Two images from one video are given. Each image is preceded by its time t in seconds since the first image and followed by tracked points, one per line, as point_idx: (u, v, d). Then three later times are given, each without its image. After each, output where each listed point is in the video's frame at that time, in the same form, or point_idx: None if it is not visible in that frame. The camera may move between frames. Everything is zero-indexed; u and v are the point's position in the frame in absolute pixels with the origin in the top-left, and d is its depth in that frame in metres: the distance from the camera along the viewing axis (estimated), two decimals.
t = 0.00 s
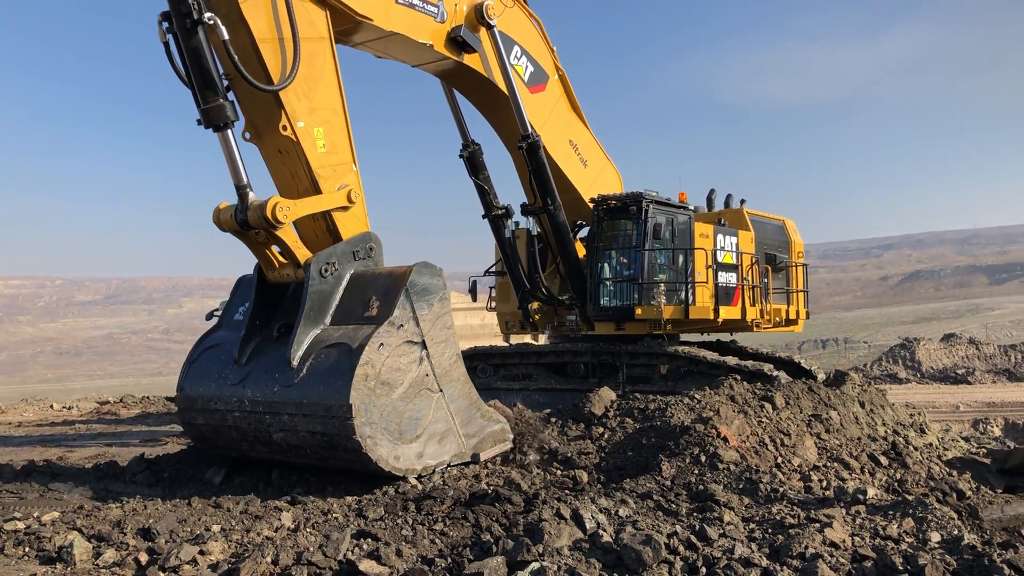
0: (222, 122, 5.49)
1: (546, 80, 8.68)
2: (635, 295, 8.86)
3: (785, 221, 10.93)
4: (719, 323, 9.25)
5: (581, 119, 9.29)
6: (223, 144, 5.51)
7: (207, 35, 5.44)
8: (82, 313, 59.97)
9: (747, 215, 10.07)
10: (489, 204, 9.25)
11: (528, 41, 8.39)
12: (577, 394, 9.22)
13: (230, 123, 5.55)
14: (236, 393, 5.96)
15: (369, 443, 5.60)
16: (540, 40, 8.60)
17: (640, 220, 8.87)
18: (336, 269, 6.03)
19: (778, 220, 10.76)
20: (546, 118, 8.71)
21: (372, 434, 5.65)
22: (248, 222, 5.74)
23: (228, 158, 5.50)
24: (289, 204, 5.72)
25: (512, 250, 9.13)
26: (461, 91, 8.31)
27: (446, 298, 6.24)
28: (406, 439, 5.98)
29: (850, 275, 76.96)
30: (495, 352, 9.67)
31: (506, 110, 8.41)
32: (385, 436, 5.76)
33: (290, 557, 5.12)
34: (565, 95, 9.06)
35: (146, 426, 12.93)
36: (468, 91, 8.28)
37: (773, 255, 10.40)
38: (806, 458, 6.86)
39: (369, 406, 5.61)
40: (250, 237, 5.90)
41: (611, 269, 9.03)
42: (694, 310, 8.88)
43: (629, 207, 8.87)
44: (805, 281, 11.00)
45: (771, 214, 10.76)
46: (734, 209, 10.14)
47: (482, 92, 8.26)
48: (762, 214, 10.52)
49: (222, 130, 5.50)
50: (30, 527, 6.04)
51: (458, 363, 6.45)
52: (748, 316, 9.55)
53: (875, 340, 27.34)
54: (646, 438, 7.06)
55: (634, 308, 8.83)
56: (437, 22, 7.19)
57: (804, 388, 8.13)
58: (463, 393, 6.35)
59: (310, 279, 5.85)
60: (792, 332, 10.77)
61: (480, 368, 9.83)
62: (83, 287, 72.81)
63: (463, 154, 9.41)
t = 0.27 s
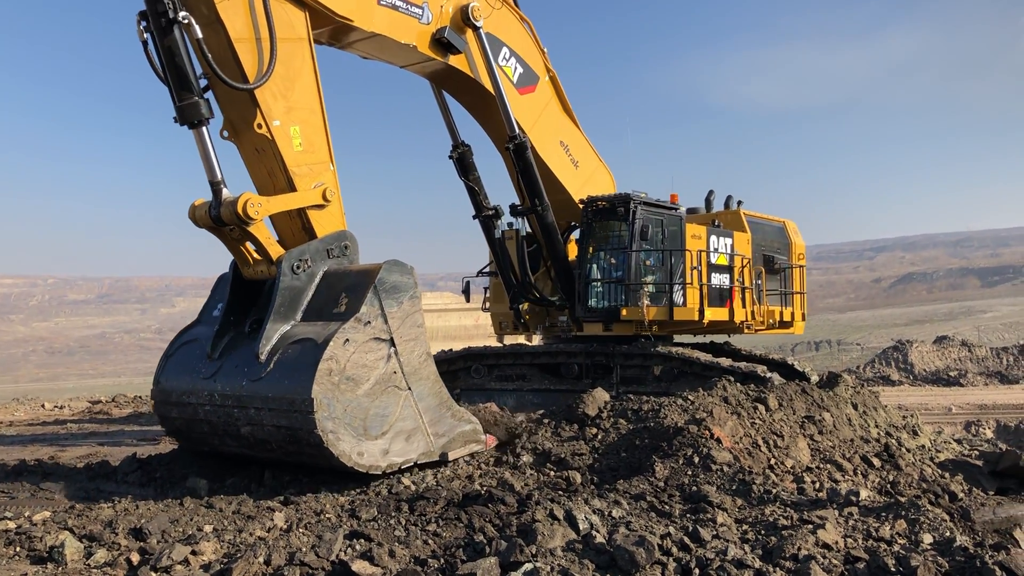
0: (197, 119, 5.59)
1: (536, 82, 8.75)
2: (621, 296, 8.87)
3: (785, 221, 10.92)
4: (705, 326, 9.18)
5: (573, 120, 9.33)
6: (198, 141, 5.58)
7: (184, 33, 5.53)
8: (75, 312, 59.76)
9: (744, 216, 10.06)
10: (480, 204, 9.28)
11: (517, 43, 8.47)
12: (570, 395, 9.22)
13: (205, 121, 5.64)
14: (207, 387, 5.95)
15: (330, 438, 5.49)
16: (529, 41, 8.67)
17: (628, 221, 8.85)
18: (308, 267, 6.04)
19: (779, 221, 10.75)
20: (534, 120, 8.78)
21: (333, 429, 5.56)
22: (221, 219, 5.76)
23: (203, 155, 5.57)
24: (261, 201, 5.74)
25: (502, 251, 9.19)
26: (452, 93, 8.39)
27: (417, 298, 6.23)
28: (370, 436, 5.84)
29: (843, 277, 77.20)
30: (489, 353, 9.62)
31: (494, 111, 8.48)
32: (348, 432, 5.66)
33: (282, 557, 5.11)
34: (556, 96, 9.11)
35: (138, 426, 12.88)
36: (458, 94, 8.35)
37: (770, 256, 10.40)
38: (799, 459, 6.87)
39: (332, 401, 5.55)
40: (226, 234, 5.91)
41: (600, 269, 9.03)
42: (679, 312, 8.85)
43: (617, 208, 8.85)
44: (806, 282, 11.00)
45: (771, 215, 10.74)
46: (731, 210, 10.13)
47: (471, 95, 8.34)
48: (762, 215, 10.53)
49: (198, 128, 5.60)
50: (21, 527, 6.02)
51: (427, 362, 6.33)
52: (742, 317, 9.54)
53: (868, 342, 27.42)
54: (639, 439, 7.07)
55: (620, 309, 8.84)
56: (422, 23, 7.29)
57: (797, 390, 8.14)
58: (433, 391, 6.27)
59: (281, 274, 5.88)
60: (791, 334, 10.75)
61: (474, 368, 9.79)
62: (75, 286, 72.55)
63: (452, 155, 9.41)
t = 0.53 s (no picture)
0: (169, 105, 5.64)
1: (531, 82, 8.80)
2: (612, 296, 8.86)
3: (791, 221, 10.88)
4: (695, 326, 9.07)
5: (570, 120, 9.34)
6: (169, 127, 5.66)
7: (160, 21, 5.63)
8: (73, 310, 59.72)
9: (746, 215, 10.04)
10: (476, 204, 9.30)
11: (510, 42, 8.54)
12: (570, 396, 9.22)
13: (177, 108, 5.71)
14: (154, 368, 5.89)
15: (259, 419, 5.33)
16: (524, 41, 8.73)
17: (620, 222, 8.87)
18: (270, 256, 5.99)
19: (784, 221, 10.69)
20: (529, 118, 8.83)
21: (264, 410, 5.37)
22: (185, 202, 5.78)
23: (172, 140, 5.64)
24: (224, 184, 5.78)
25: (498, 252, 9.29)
26: (446, 94, 8.49)
27: (374, 297, 6.11)
28: (303, 427, 5.61)
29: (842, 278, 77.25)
30: (488, 353, 9.59)
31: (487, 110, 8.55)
32: (279, 417, 5.47)
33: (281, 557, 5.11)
34: (553, 96, 9.14)
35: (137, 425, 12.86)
36: (454, 94, 8.43)
37: (774, 256, 10.37)
38: (798, 460, 6.87)
39: (265, 381, 5.40)
40: (194, 220, 5.90)
41: (593, 269, 9.03)
42: (668, 313, 8.80)
43: (609, 208, 8.88)
44: (812, 282, 10.94)
45: (777, 215, 10.70)
46: (733, 210, 10.11)
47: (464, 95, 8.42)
48: (767, 215, 10.51)
49: (169, 114, 5.67)
50: (20, 526, 6.02)
51: (377, 364, 6.13)
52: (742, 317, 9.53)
53: (867, 342, 27.44)
54: (638, 439, 7.08)
55: (610, 310, 8.82)
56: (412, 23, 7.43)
57: (796, 390, 8.14)
58: (380, 393, 6.02)
59: (240, 258, 5.82)
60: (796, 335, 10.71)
61: (473, 368, 9.74)
62: (74, 284, 72.50)
63: (447, 155, 9.41)
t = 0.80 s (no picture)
0: (156, 95, 5.65)
1: (534, 82, 8.85)
2: (612, 297, 8.80)
3: (807, 221, 10.72)
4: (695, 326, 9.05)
5: (576, 121, 9.33)
6: (155, 118, 5.68)
7: (152, 14, 5.68)
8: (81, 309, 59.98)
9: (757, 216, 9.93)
10: (480, 204, 9.33)
11: (513, 43, 8.62)
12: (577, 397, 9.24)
13: (165, 100, 5.71)
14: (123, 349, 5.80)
15: (210, 400, 5.21)
16: (528, 42, 8.79)
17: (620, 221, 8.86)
18: (246, 248, 5.88)
19: (800, 221, 10.56)
20: (532, 118, 8.86)
21: (215, 392, 5.25)
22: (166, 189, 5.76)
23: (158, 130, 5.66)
24: (203, 171, 5.74)
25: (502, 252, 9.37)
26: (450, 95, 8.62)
27: (344, 295, 6.01)
28: (256, 416, 5.45)
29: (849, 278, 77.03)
30: (495, 353, 9.60)
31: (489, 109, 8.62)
32: (231, 400, 5.33)
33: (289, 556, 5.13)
34: (558, 97, 9.15)
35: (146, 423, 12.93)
36: (456, 95, 8.55)
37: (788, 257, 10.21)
38: (806, 461, 6.86)
39: (219, 363, 5.28)
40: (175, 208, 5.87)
41: (595, 270, 8.99)
42: (667, 314, 8.79)
43: (610, 208, 8.88)
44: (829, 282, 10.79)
45: (792, 215, 10.57)
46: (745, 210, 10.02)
47: (466, 94, 8.51)
48: (782, 215, 10.37)
49: (156, 105, 5.67)
50: (30, 523, 6.06)
51: (343, 363, 5.98)
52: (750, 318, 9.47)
53: (875, 343, 27.35)
54: (646, 439, 7.07)
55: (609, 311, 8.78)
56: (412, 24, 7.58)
57: (804, 391, 8.12)
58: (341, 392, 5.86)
59: (215, 245, 5.73)
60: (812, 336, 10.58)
61: (480, 368, 9.75)
62: (82, 283, 72.81)
63: (451, 156, 9.43)
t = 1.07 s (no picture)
0: (156, 87, 5.67)
1: (545, 82, 8.85)
2: (620, 298, 8.79)
3: (828, 221, 10.52)
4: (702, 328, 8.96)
5: (588, 122, 9.29)
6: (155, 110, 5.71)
7: (156, 8, 5.70)
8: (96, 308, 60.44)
9: (775, 216, 9.75)
10: (491, 205, 9.33)
11: (523, 43, 8.63)
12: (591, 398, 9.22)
13: (165, 92, 5.74)
14: (104, 325, 5.73)
15: (175, 373, 5.09)
16: (539, 43, 8.80)
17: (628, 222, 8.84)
18: (238, 237, 5.85)
19: (820, 221, 10.38)
20: (543, 118, 8.87)
21: (183, 367, 5.15)
22: (162, 175, 5.73)
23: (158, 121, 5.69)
24: (199, 158, 5.73)
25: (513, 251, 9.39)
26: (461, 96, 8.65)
27: (326, 289, 5.97)
28: (223, 397, 5.33)
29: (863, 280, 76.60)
30: (508, 354, 9.60)
31: (498, 109, 8.64)
32: (198, 378, 5.23)
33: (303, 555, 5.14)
34: (570, 98, 9.14)
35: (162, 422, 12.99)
36: (467, 95, 8.58)
37: (807, 258, 10.02)
38: (821, 464, 6.82)
39: (190, 338, 5.20)
40: (170, 196, 5.81)
41: (604, 270, 9.00)
42: (671, 315, 8.72)
43: (618, 209, 8.87)
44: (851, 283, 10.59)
45: (812, 215, 10.39)
46: (762, 210, 9.86)
47: (475, 95, 8.53)
48: (802, 215, 10.18)
49: (156, 96, 5.69)
50: (46, 521, 6.11)
51: (317, 357, 5.90)
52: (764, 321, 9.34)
53: (890, 345, 27.16)
54: (659, 441, 7.05)
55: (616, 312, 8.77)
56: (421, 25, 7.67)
57: (819, 394, 8.08)
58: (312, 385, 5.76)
59: (205, 230, 5.70)
60: (832, 339, 10.38)
61: (493, 369, 9.75)
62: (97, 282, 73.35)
63: (462, 157, 9.44)
